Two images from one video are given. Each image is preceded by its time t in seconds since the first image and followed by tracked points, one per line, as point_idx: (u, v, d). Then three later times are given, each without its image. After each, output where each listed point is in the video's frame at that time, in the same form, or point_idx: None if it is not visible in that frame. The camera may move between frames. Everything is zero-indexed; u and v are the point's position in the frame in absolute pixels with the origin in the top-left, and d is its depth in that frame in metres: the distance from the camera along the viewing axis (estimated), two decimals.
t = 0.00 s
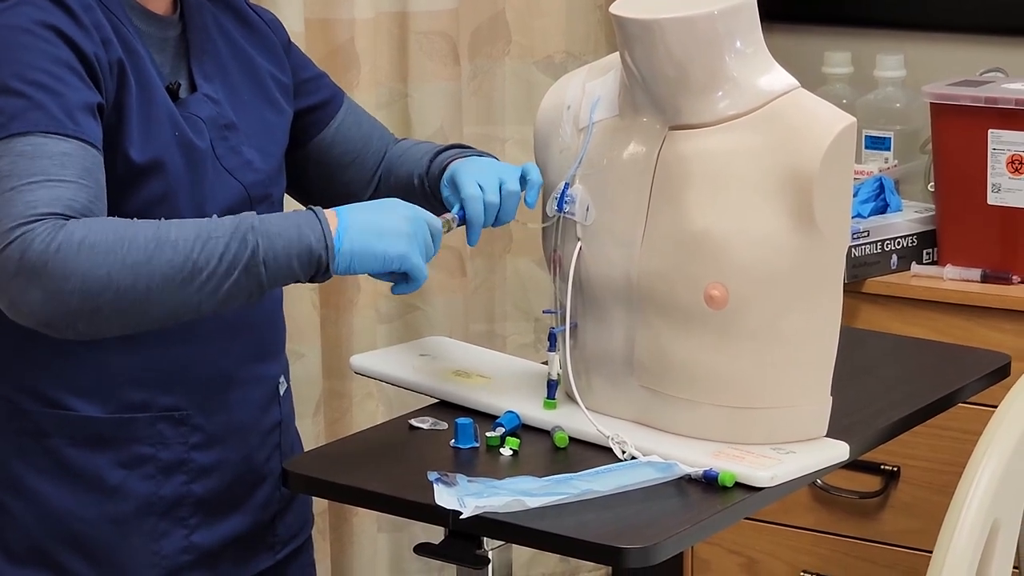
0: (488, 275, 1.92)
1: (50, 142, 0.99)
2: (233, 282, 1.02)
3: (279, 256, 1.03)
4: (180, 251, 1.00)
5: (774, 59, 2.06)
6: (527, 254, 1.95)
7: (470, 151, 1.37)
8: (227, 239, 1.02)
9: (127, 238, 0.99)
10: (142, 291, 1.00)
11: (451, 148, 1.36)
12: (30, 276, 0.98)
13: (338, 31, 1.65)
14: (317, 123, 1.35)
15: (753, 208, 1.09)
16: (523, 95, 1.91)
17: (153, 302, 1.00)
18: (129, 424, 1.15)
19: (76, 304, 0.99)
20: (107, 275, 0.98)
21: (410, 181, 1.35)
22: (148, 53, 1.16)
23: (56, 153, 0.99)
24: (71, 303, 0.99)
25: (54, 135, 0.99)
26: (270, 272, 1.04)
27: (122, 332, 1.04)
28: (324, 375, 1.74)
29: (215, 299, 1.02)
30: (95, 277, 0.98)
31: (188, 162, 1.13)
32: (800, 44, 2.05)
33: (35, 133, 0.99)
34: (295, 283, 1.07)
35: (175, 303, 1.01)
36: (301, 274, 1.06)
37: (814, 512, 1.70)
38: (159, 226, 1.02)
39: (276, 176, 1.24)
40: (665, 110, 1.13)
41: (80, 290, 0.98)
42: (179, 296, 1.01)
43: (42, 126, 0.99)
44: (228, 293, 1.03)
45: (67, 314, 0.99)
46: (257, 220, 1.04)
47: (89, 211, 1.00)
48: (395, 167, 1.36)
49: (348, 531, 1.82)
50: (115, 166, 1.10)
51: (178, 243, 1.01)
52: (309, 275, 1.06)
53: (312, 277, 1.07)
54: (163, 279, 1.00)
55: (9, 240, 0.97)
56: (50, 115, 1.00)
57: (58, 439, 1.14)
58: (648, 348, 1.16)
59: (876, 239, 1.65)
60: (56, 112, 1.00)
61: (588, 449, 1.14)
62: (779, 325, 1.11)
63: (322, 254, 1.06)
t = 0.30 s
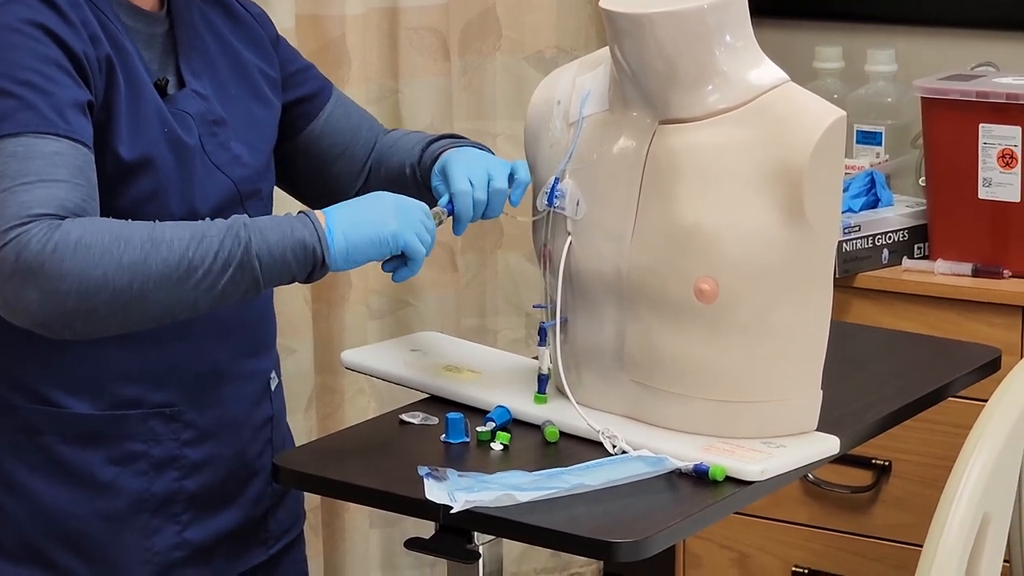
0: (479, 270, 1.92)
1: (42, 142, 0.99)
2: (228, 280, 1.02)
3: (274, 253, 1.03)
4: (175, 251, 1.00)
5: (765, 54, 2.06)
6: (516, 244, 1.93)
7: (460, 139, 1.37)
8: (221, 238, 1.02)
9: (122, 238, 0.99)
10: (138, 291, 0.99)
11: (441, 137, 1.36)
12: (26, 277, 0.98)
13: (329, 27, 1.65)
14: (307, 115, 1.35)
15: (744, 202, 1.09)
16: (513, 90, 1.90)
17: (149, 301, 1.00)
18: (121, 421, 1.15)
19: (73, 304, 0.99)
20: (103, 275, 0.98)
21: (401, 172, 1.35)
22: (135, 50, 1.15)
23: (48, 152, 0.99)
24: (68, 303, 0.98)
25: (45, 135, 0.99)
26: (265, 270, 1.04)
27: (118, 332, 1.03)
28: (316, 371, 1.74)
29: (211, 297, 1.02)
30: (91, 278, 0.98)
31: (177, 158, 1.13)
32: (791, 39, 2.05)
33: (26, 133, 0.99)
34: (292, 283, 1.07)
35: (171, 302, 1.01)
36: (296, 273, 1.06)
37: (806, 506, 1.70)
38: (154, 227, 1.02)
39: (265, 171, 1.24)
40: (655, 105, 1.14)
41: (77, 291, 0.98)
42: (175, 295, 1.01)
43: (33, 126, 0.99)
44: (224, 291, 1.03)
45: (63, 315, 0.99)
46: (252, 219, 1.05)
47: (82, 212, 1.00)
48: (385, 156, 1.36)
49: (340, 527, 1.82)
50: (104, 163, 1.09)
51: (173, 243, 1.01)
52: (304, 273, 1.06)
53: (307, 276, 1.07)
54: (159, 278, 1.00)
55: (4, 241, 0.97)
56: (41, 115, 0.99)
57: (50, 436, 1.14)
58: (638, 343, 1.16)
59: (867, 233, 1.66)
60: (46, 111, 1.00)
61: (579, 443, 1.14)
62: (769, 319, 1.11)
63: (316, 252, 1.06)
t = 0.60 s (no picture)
0: (469, 271, 1.92)
1: (28, 153, 0.99)
2: (218, 287, 1.02)
3: (262, 257, 1.03)
4: (163, 260, 1.00)
5: (755, 55, 2.06)
6: (508, 248, 1.94)
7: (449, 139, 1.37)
8: (209, 244, 1.02)
9: (110, 248, 0.99)
10: (128, 300, 1.00)
11: (431, 137, 1.37)
12: (16, 290, 0.98)
13: (320, 28, 1.65)
14: (298, 115, 1.35)
15: (733, 203, 1.09)
16: (504, 90, 1.91)
17: (139, 310, 1.00)
18: (113, 424, 1.15)
19: (63, 316, 0.99)
20: (92, 286, 0.98)
21: (392, 172, 1.35)
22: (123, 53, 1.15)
23: (35, 164, 0.99)
24: (58, 315, 0.99)
25: (33, 145, 0.99)
26: (253, 275, 1.03)
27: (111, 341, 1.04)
28: (307, 372, 1.74)
29: (201, 304, 1.02)
30: (80, 289, 0.98)
31: (166, 161, 1.13)
32: (782, 39, 2.05)
33: (14, 144, 0.98)
34: (281, 287, 1.07)
35: (161, 310, 1.01)
36: (284, 276, 1.05)
37: (797, 506, 1.71)
38: (141, 236, 1.02)
39: (255, 172, 1.24)
40: (644, 105, 1.14)
41: (66, 303, 0.98)
42: (164, 304, 1.01)
43: (19, 137, 0.98)
44: (214, 298, 1.03)
45: (54, 326, 0.99)
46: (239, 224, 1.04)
47: (71, 223, 1.00)
48: (376, 156, 1.36)
49: (332, 528, 1.82)
50: (92, 168, 1.09)
51: (161, 252, 1.01)
52: (292, 276, 1.06)
53: (296, 278, 1.07)
54: (148, 287, 1.00)
55: None
56: (27, 125, 0.99)
57: (42, 439, 1.14)
58: (628, 343, 1.16)
59: (858, 233, 1.66)
60: (33, 122, 0.99)
61: (569, 444, 1.14)
62: (758, 320, 1.11)
63: (303, 254, 1.05)
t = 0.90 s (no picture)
0: (462, 272, 1.92)
1: (15, 166, 0.99)
2: (202, 300, 1.02)
3: (246, 270, 1.03)
4: (147, 274, 1.00)
5: (746, 56, 2.07)
6: (500, 249, 1.95)
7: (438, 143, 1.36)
8: (193, 258, 1.02)
9: (95, 263, 0.99)
10: (113, 315, 1.00)
11: (420, 141, 1.36)
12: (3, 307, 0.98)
13: (312, 30, 1.65)
14: (288, 119, 1.35)
15: (724, 205, 1.09)
16: (495, 92, 1.91)
17: (125, 325, 1.00)
18: (106, 428, 1.15)
19: (50, 331, 0.99)
20: (77, 301, 0.99)
21: (380, 175, 1.35)
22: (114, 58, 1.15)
23: (22, 177, 0.99)
24: (44, 331, 0.99)
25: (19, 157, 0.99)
26: (238, 288, 1.03)
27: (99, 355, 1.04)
28: (299, 374, 1.74)
29: (186, 318, 1.02)
30: (66, 304, 0.98)
31: (158, 166, 1.13)
32: (774, 39, 2.05)
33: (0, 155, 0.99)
34: (266, 299, 1.06)
35: (147, 324, 1.01)
36: (269, 288, 1.05)
37: (790, 507, 1.71)
38: (126, 250, 1.02)
39: (247, 175, 1.24)
40: (635, 107, 1.14)
41: (53, 318, 0.99)
42: (150, 318, 1.01)
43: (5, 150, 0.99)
44: (199, 311, 1.03)
45: (41, 341, 1.00)
46: (223, 237, 1.04)
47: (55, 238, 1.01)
48: (364, 160, 1.35)
49: (326, 530, 1.82)
50: (82, 174, 1.09)
51: (145, 266, 1.01)
52: (277, 288, 1.06)
53: (281, 290, 1.06)
54: (133, 302, 1.00)
55: None
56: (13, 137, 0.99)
57: (35, 444, 1.14)
58: (619, 345, 1.16)
59: (851, 233, 1.66)
60: (20, 133, 1.00)
61: (561, 447, 1.14)
62: (749, 322, 1.11)
63: (287, 266, 1.05)
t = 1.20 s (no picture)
0: (459, 268, 1.93)
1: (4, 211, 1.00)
2: (180, 381, 1.02)
3: (222, 362, 1.02)
4: (127, 353, 1.01)
5: (743, 53, 2.07)
6: (497, 246, 1.95)
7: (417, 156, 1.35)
8: (174, 343, 1.01)
9: (78, 334, 1.00)
10: (92, 384, 1.02)
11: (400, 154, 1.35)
12: None
13: (309, 28, 1.66)
14: (274, 131, 1.34)
15: (720, 202, 1.09)
16: (491, 89, 1.91)
17: (104, 391, 1.03)
18: (108, 427, 1.14)
19: (33, 380, 1.02)
20: (57, 368, 1.01)
21: (366, 189, 1.33)
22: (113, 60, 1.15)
23: (11, 223, 1.00)
24: (29, 381, 1.03)
25: (13, 197, 1.00)
26: (216, 376, 1.03)
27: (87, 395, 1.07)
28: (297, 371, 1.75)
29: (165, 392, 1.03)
30: (47, 368, 1.01)
31: (160, 167, 1.13)
32: (770, 35, 2.05)
33: None
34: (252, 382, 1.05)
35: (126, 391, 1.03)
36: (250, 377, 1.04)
37: (788, 503, 1.71)
38: (115, 319, 1.02)
39: (246, 176, 1.24)
40: (631, 103, 1.14)
41: (35, 376, 1.02)
42: (128, 389, 1.03)
43: None
44: (177, 386, 1.03)
45: (28, 387, 1.04)
46: (213, 318, 1.03)
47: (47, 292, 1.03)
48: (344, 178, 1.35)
49: (324, 526, 1.83)
50: (81, 179, 1.08)
51: (126, 344, 1.01)
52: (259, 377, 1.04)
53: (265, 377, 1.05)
54: (111, 376, 1.01)
55: None
56: (9, 176, 1.00)
57: (35, 442, 1.14)
58: (616, 340, 1.16)
59: (847, 229, 1.66)
60: (9, 169, 1.00)
61: (558, 442, 1.14)
62: (746, 317, 1.11)
63: (267, 364, 1.03)
